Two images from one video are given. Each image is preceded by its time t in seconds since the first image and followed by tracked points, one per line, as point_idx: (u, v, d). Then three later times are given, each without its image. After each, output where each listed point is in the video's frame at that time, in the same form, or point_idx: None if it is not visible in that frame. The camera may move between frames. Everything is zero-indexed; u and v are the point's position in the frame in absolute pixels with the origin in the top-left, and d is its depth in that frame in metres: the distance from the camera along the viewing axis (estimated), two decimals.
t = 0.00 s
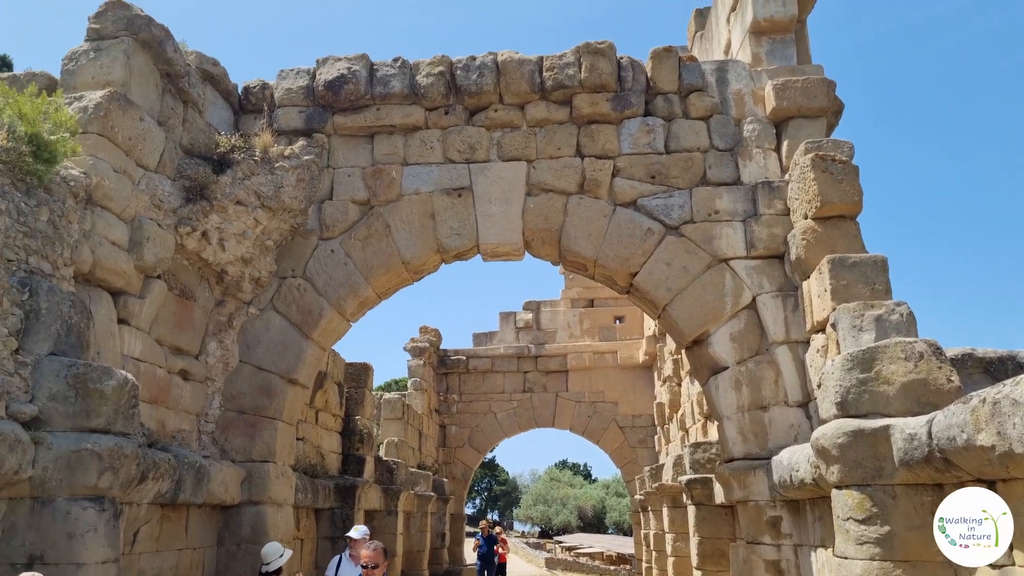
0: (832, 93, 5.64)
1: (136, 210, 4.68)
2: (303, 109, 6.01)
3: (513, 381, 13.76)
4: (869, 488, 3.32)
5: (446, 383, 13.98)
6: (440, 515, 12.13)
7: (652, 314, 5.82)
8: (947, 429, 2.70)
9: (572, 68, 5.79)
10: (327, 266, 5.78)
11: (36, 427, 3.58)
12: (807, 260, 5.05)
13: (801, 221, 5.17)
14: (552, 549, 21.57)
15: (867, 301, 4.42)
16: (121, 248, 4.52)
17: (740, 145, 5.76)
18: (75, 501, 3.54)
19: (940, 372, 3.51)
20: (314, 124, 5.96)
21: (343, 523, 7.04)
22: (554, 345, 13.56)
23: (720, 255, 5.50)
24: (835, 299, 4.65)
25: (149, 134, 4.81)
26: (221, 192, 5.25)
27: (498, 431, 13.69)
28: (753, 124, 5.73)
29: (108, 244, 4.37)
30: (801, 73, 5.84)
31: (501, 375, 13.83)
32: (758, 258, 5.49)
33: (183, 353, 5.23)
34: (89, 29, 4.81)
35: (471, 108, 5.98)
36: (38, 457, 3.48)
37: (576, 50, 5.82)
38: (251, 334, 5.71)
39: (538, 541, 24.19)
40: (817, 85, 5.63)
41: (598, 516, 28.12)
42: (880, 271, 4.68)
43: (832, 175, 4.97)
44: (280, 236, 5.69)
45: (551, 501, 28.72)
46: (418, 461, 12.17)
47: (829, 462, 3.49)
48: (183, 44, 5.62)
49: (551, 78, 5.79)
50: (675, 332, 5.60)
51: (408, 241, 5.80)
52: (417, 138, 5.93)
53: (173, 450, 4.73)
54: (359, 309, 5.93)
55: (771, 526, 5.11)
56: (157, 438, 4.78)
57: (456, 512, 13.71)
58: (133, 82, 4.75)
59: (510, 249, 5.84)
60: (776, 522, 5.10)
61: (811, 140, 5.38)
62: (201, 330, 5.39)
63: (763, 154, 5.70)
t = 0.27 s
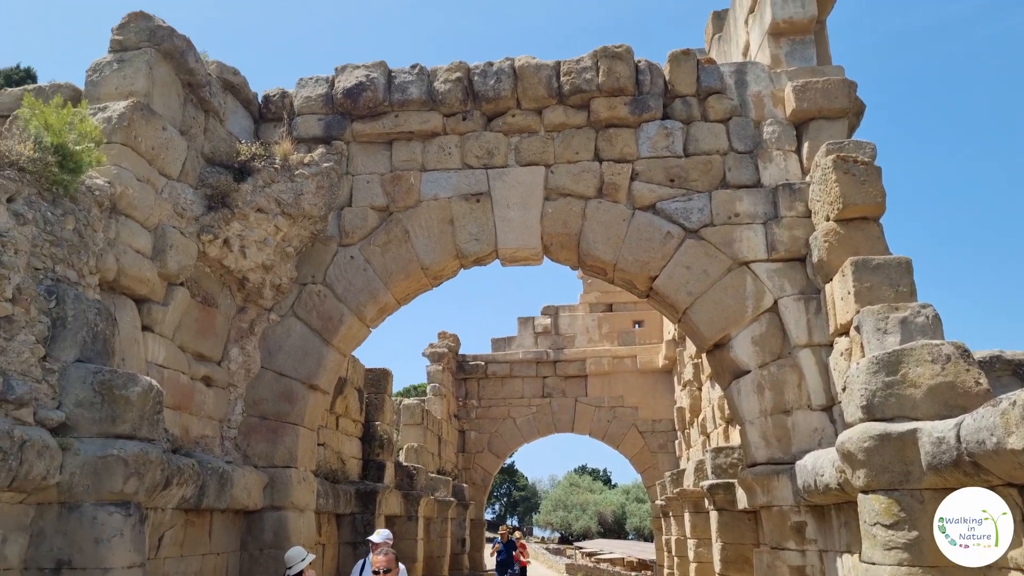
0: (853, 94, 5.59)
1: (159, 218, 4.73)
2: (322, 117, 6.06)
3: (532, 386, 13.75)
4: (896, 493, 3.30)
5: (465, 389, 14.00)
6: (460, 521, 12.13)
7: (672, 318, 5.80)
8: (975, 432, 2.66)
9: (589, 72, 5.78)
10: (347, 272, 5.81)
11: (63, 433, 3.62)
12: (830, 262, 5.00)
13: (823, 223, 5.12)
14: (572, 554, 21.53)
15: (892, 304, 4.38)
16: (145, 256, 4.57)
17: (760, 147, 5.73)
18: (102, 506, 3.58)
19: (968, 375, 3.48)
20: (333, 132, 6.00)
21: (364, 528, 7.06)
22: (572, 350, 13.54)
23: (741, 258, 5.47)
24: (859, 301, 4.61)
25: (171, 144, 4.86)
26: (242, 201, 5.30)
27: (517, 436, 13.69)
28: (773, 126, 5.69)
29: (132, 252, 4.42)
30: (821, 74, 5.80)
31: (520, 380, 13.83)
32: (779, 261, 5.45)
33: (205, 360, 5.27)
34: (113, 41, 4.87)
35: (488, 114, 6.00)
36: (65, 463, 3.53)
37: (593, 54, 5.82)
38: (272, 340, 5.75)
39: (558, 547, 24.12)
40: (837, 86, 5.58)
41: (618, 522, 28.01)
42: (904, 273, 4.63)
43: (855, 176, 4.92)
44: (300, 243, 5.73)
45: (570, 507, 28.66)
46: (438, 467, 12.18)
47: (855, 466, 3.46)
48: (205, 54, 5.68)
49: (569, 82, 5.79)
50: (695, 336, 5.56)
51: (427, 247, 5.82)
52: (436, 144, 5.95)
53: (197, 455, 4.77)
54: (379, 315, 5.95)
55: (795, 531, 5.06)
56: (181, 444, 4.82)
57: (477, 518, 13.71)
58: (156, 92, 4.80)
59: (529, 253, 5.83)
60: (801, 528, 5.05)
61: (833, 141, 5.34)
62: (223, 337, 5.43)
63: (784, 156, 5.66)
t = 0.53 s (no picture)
0: (877, 91, 5.52)
1: (183, 223, 4.78)
2: (342, 121, 6.09)
3: (553, 388, 13.74)
4: (926, 493, 3.28)
5: (486, 391, 14.02)
6: (482, 523, 12.13)
7: (694, 318, 5.76)
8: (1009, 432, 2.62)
9: (609, 72, 5.77)
10: (368, 275, 5.84)
11: (92, 436, 3.67)
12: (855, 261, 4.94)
13: (848, 221, 5.07)
14: (595, 557, 21.49)
15: (920, 302, 4.33)
16: (170, 260, 4.62)
17: (783, 145, 5.68)
18: (130, 507, 3.62)
19: (999, 373, 3.43)
20: (353, 135, 6.03)
21: (388, 530, 7.08)
22: (593, 351, 13.50)
23: (764, 257, 5.42)
24: (886, 300, 4.55)
25: (195, 149, 4.91)
26: (265, 205, 5.34)
27: (539, 438, 13.67)
28: (796, 124, 5.64)
29: (158, 256, 4.47)
30: (845, 70, 5.74)
31: (541, 382, 13.81)
32: (803, 260, 5.39)
33: (230, 362, 5.31)
34: (137, 48, 4.93)
35: (508, 115, 6.00)
36: (94, 464, 3.57)
37: (613, 54, 5.80)
38: (295, 343, 5.79)
39: (581, 549, 24.10)
40: (861, 82, 5.52)
41: (640, 525, 27.87)
42: (932, 271, 4.57)
43: (880, 173, 4.86)
44: (322, 246, 5.76)
45: (592, 510, 28.58)
46: (460, 469, 12.20)
47: (884, 467, 3.44)
48: (226, 60, 5.72)
49: (588, 82, 5.78)
50: (718, 337, 5.52)
51: (448, 249, 5.83)
52: (455, 146, 5.95)
53: (222, 457, 4.81)
54: (400, 318, 5.97)
55: (822, 533, 5.01)
56: (207, 446, 4.86)
57: (499, 520, 13.72)
58: (179, 98, 4.85)
59: (550, 255, 5.82)
60: (828, 530, 4.98)
61: (857, 139, 5.28)
62: (246, 340, 5.46)
63: (807, 154, 5.61)
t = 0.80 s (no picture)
0: (901, 85, 5.45)
1: (205, 224, 4.81)
2: (361, 122, 6.11)
3: (572, 389, 13.71)
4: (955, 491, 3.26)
5: (505, 392, 14.02)
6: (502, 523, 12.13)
7: (715, 316, 5.71)
8: None
9: (627, 70, 5.74)
10: (387, 275, 5.85)
11: (116, 435, 3.70)
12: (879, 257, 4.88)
13: (872, 217, 5.01)
14: (615, 558, 21.43)
15: (947, 298, 4.27)
16: (192, 261, 4.65)
17: (804, 141, 5.62)
18: (155, 506, 3.64)
19: None
20: (371, 136, 6.05)
21: (408, 529, 7.09)
22: (613, 351, 13.46)
23: (786, 255, 5.37)
24: (911, 296, 4.48)
25: (215, 151, 4.94)
26: (284, 206, 5.37)
27: (558, 439, 13.65)
28: (817, 119, 5.59)
29: (180, 258, 4.50)
30: (867, 65, 5.67)
31: (560, 383, 13.79)
32: (826, 257, 5.33)
33: (251, 363, 5.34)
34: (158, 52, 4.96)
35: (526, 114, 5.98)
36: (120, 463, 3.60)
37: (631, 51, 5.77)
38: (315, 343, 5.82)
39: (601, 550, 24.04)
40: (885, 76, 5.45)
41: (661, 525, 27.75)
42: (958, 267, 4.50)
43: (905, 168, 4.79)
44: (341, 246, 5.78)
45: (612, 510, 28.49)
46: (480, 470, 12.20)
47: (911, 465, 3.40)
48: (246, 63, 5.76)
49: (606, 80, 5.75)
50: (740, 335, 5.47)
51: (466, 248, 5.83)
52: (473, 145, 5.95)
53: (245, 457, 4.84)
54: (420, 318, 5.98)
55: (847, 533, 4.94)
56: (229, 446, 4.89)
57: (519, 520, 13.71)
58: (200, 101, 4.88)
59: (569, 254, 5.80)
60: (853, 530, 4.92)
61: (880, 133, 5.21)
62: (268, 341, 5.49)
63: (829, 150, 5.55)
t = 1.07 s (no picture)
0: (926, 76, 5.37)
1: (227, 224, 4.84)
2: (380, 121, 6.12)
3: (592, 387, 13.68)
4: (985, 486, 3.21)
5: (525, 390, 14.02)
6: (523, 522, 12.13)
7: (737, 312, 5.67)
8: None
9: (647, 65, 5.70)
10: (407, 274, 5.86)
11: (141, 432, 3.74)
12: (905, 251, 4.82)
13: (898, 210, 4.94)
14: (637, 558, 21.37)
15: (975, 291, 4.21)
16: (214, 260, 4.68)
17: (828, 134, 5.56)
18: (181, 502, 3.67)
19: None
20: (390, 135, 6.06)
21: (430, 527, 7.10)
22: (632, 349, 13.41)
23: (809, 249, 5.31)
24: (938, 290, 4.42)
25: (237, 151, 4.97)
26: (304, 205, 5.39)
27: (578, 437, 13.63)
28: (841, 112, 5.52)
29: (202, 257, 4.53)
30: (892, 56, 5.59)
31: (579, 381, 13.77)
32: (850, 251, 5.27)
33: (273, 361, 5.37)
34: (179, 52, 4.99)
35: (545, 111, 5.96)
36: (146, 459, 3.62)
37: (651, 46, 5.74)
38: (336, 342, 5.84)
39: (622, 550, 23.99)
40: (910, 68, 5.37)
41: (682, 524, 27.62)
42: (987, 260, 4.43)
43: (931, 160, 4.71)
44: (361, 245, 5.80)
45: (633, 510, 28.40)
46: (500, 468, 12.21)
47: (940, 459, 3.35)
48: (266, 64, 5.79)
49: (625, 75, 5.72)
50: (763, 331, 5.41)
51: (486, 246, 5.82)
52: (492, 143, 5.94)
53: (268, 454, 4.87)
54: (440, 316, 5.99)
55: (873, 530, 4.88)
56: (253, 443, 4.93)
57: (539, 519, 13.70)
58: (221, 101, 4.91)
59: (589, 250, 5.78)
60: (880, 527, 4.85)
61: (906, 125, 5.14)
62: (289, 339, 5.51)
63: (853, 143, 5.48)
